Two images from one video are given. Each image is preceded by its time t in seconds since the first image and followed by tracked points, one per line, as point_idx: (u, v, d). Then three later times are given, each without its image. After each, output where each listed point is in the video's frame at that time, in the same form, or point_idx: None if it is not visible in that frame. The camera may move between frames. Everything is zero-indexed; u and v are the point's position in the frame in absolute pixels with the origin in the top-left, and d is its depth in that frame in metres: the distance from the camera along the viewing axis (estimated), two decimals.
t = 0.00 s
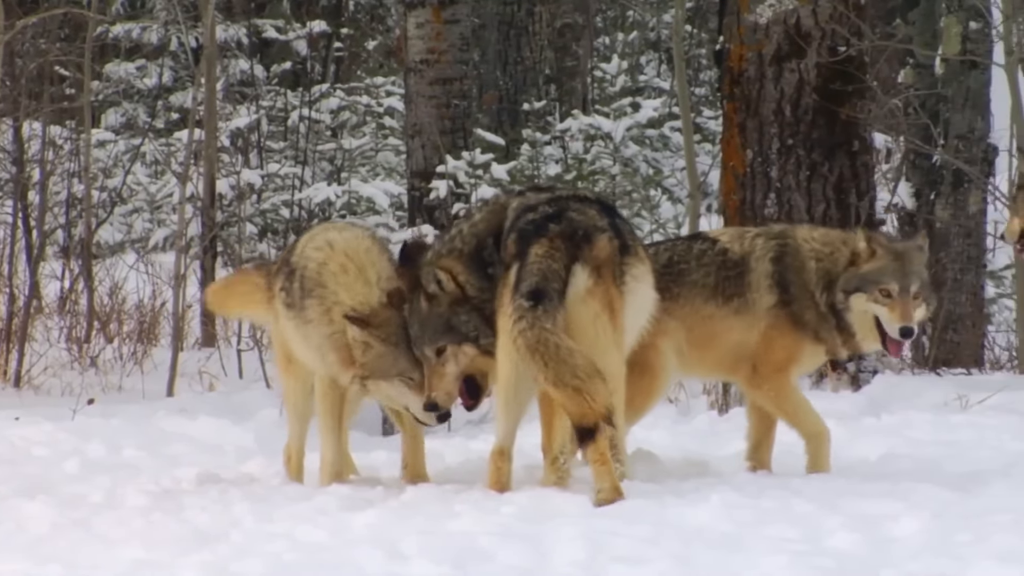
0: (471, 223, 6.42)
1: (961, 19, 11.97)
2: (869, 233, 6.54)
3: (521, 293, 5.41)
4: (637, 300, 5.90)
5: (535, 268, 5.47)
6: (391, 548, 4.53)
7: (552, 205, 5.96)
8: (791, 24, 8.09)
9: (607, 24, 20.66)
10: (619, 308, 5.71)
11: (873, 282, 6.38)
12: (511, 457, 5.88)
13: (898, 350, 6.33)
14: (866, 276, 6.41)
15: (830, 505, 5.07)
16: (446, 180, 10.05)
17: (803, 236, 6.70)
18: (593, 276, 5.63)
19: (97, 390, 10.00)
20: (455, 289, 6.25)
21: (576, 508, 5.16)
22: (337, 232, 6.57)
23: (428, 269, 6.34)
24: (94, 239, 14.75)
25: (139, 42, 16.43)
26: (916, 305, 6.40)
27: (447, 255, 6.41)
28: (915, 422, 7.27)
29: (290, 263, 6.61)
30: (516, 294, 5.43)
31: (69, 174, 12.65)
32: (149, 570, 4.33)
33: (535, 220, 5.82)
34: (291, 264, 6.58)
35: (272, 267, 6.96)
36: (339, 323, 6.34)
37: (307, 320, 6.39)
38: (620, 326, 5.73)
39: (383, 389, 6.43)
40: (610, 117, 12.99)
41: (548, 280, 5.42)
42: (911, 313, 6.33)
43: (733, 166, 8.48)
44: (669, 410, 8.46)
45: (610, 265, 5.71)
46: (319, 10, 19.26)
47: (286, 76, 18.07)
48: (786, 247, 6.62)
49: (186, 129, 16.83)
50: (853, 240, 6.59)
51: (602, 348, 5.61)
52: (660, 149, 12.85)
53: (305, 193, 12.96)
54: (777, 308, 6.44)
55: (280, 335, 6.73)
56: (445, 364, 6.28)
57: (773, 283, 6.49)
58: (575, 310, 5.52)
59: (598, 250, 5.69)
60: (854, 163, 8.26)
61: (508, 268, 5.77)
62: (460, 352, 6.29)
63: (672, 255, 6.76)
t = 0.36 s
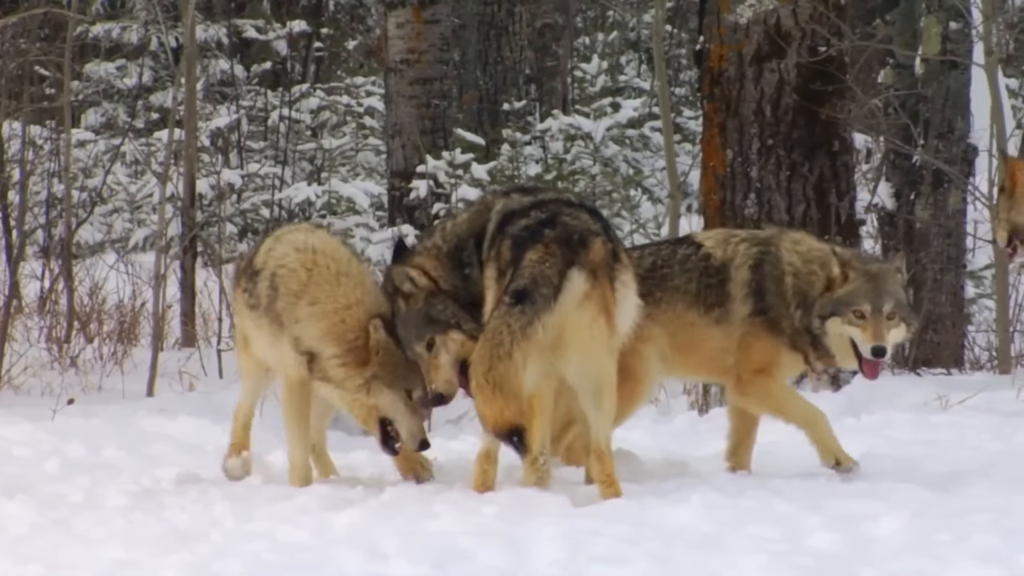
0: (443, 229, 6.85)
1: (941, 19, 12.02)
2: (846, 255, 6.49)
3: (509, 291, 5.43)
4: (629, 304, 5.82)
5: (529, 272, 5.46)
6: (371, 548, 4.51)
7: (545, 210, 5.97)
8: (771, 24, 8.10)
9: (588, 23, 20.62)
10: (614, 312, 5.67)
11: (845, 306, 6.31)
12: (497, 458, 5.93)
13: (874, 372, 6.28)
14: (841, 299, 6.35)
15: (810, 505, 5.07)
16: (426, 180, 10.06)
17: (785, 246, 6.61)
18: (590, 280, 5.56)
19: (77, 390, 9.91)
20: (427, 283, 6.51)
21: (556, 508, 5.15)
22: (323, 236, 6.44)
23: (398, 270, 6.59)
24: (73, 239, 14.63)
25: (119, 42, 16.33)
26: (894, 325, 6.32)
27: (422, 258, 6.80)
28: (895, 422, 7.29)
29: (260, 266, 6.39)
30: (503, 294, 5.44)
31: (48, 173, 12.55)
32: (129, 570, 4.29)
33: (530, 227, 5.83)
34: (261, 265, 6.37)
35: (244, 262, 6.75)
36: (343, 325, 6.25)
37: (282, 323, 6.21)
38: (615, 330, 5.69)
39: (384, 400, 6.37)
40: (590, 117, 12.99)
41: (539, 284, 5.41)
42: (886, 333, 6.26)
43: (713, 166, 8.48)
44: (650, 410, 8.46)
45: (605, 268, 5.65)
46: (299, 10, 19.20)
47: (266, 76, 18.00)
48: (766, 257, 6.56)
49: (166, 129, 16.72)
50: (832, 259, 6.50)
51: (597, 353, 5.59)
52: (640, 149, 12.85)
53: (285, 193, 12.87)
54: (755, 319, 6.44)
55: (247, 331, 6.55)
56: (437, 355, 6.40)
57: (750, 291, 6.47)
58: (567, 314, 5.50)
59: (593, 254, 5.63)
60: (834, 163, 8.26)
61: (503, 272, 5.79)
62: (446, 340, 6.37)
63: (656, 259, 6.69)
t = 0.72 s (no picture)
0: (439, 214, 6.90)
1: (927, 19, 12.05)
2: (828, 260, 6.50)
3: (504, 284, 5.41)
4: (623, 304, 5.82)
5: (525, 269, 5.44)
6: (357, 548, 4.49)
7: (542, 209, 5.94)
8: (756, 24, 8.09)
9: (573, 24, 20.60)
10: (608, 312, 5.66)
11: (789, 296, 6.33)
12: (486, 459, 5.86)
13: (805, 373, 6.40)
14: (791, 290, 6.35)
15: (796, 505, 5.08)
16: (413, 180, 10.04)
17: (791, 254, 6.56)
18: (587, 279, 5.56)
19: (63, 390, 9.85)
20: (427, 260, 6.71)
21: (541, 508, 5.13)
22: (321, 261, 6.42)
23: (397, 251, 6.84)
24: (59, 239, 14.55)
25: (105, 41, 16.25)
26: (818, 341, 6.27)
27: (418, 238, 6.87)
28: (881, 422, 7.31)
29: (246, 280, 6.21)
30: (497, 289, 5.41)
31: (35, 173, 12.48)
32: (115, 571, 4.26)
33: (527, 225, 5.80)
34: (252, 281, 6.19)
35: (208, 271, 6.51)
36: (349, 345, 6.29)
37: (280, 344, 6.09)
38: (608, 330, 5.69)
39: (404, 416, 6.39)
40: (576, 117, 12.99)
41: (534, 280, 5.39)
42: (801, 346, 6.19)
43: (700, 166, 8.48)
44: (636, 410, 8.46)
45: (601, 267, 5.65)
46: (285, 10, 19.15)
47: (252, 76, 17.95)
48: (769, 260, 6.55)
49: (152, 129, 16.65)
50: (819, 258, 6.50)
51: (589, 354, 5.60)
52: (627, 149, 12.85)
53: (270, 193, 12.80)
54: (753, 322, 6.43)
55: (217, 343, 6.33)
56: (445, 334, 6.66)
57: (750, 294, 6.47)
58: (565, 313, 5.51)
59: (590, 253, 5.62)
60: (820, 162, 8.27)
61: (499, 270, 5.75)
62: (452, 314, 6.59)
63: (661, 258, 6.63)
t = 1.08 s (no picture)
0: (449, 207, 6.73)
1: (915, 18, 12.05)
2: (756, 269, 6.37)
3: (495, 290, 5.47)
4: (620, 303, 5.79)
5: (514, 273, 5.47)
6: (346, 547, 4.47)
7: (538, 208, 5.87)
8: (745, 24, 8.08)
9: (562, 23, 20.58)
10: (597, 317, 5.64)
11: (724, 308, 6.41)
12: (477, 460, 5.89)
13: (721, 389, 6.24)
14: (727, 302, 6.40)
15: (785, 505, 5.08)
16: (401, 179, 10.04)
17: (785, 250, 6.41)
18: (573, 285, 5.56)
19: (52, 389, 9.80)
20: (438, 255, 6.56)
21: (529, 507, 5.13)
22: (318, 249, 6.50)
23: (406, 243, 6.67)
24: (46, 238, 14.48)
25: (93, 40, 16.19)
26: (743, 349, 6.25)
27: (429, 231, 6.72)
28: (870, 422, 7.32)
29: (247, 278, 6.22)
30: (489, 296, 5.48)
31: (22, 173, 12.42)
32: (103, 570, 4.24)
33: (518, 226, 5.76)
34: (255, 278, 6.21)
35: (187, 278, 6.44)
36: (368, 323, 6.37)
37: (295, 338, 6.13)
38: (597, 334, 5.66)
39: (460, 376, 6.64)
40: (565, 117, 12.98)
41: (523, 286, 5.43)
42: (726, 356, 6.26)
43: (687, 165, 8.51)
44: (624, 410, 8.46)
45: (591, 273, 5.62)
46: (273, 9, 19.10)
47: (240, 75, 17.90)
48: (767, 248, 6.44)
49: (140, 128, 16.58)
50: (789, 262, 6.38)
51: (575, 359, 5.62)
52: (615, 148, 12.84)
53: (258, 192, 12.76)
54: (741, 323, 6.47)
55: (209, 344, 6.26)
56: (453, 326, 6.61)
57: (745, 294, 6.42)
58: (550, 318, 5.53)
59: (578, 258, 5.60)
60: (808, 162, 8.27)
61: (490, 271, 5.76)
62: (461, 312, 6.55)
63: (671, 256, 6.57)
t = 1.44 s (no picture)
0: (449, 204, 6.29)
1: (908, 17, 12.06)
2: (744, 271, 6.28)
3: (497, 305, 5.44)
4: (622, 303, 5.82)
5: (513, 283, 5.43)
6: (339, 547, 4.46)
7: (542, 206, 5.83)
8: (737, 23, 8.08)
9: (554, 21, 20.55)
10: (595, 321, 5.64)
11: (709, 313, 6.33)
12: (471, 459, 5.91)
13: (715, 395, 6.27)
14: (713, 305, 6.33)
15: (778, 504, 5.08)
16: (394, 178, 10.03)
17: (774, 256, 6.33)
18: (569, 289, 5.56)
19: (44, 387, 9.78)
20: (442, 257, 6.08)
21: (522, 507, 5.13)
22: (341, 242, 6.61)
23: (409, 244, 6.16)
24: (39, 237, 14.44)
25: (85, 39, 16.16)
26: (738, 351, 6.23)
27: (433, 229, 6.24)
28: (862, 420, 7.33)
29: (276, 275, 6.36)
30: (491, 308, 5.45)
31: (14, 172, 12.37)
32: (95, 570, 4.23)
33: (519, 226, 5.73)
34: (288, 274, 6.36)
35: (192, 278, 6.46)
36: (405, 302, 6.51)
37: (331, 333, 6.24)
38: (595, 337, 5.66)
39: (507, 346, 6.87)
40: (558, 116, 12.98)
41: (525, 296, 5.42)
42: (721, 358, 6.23)
43: (680, 165, 8.49)
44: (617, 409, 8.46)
45: (590, 277, 5.61)
46: (266, 8, 19.07)
47: (232, 74, 17.86)
48: (760, 255, 6.36)
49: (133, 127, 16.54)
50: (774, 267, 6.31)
51: (572, 363, 5.62)
52: (607, 147, 12.83)
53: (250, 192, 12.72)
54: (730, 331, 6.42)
55: (232, 338, 6.34)
56: (460, 328, 6.24)
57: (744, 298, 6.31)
58: (550, 325, 5.51)
59: (577, 263, 5.58)
60: (800, 160, 8.29)
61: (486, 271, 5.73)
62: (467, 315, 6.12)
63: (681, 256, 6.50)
